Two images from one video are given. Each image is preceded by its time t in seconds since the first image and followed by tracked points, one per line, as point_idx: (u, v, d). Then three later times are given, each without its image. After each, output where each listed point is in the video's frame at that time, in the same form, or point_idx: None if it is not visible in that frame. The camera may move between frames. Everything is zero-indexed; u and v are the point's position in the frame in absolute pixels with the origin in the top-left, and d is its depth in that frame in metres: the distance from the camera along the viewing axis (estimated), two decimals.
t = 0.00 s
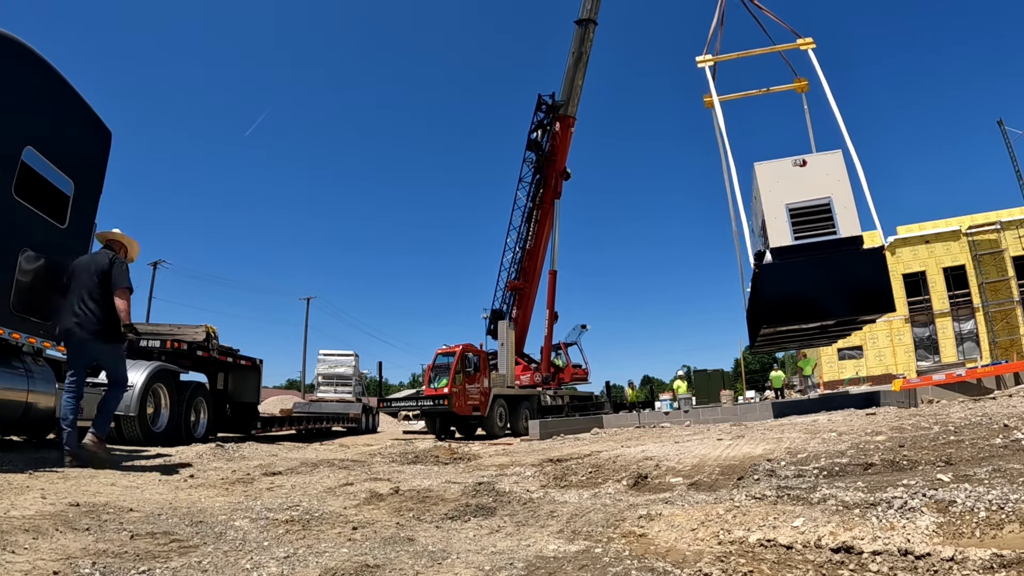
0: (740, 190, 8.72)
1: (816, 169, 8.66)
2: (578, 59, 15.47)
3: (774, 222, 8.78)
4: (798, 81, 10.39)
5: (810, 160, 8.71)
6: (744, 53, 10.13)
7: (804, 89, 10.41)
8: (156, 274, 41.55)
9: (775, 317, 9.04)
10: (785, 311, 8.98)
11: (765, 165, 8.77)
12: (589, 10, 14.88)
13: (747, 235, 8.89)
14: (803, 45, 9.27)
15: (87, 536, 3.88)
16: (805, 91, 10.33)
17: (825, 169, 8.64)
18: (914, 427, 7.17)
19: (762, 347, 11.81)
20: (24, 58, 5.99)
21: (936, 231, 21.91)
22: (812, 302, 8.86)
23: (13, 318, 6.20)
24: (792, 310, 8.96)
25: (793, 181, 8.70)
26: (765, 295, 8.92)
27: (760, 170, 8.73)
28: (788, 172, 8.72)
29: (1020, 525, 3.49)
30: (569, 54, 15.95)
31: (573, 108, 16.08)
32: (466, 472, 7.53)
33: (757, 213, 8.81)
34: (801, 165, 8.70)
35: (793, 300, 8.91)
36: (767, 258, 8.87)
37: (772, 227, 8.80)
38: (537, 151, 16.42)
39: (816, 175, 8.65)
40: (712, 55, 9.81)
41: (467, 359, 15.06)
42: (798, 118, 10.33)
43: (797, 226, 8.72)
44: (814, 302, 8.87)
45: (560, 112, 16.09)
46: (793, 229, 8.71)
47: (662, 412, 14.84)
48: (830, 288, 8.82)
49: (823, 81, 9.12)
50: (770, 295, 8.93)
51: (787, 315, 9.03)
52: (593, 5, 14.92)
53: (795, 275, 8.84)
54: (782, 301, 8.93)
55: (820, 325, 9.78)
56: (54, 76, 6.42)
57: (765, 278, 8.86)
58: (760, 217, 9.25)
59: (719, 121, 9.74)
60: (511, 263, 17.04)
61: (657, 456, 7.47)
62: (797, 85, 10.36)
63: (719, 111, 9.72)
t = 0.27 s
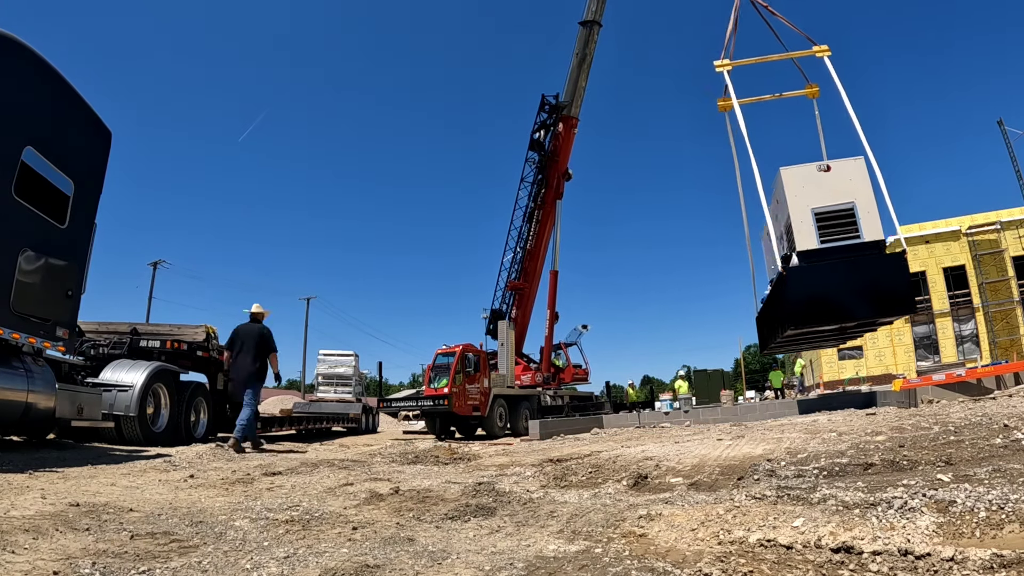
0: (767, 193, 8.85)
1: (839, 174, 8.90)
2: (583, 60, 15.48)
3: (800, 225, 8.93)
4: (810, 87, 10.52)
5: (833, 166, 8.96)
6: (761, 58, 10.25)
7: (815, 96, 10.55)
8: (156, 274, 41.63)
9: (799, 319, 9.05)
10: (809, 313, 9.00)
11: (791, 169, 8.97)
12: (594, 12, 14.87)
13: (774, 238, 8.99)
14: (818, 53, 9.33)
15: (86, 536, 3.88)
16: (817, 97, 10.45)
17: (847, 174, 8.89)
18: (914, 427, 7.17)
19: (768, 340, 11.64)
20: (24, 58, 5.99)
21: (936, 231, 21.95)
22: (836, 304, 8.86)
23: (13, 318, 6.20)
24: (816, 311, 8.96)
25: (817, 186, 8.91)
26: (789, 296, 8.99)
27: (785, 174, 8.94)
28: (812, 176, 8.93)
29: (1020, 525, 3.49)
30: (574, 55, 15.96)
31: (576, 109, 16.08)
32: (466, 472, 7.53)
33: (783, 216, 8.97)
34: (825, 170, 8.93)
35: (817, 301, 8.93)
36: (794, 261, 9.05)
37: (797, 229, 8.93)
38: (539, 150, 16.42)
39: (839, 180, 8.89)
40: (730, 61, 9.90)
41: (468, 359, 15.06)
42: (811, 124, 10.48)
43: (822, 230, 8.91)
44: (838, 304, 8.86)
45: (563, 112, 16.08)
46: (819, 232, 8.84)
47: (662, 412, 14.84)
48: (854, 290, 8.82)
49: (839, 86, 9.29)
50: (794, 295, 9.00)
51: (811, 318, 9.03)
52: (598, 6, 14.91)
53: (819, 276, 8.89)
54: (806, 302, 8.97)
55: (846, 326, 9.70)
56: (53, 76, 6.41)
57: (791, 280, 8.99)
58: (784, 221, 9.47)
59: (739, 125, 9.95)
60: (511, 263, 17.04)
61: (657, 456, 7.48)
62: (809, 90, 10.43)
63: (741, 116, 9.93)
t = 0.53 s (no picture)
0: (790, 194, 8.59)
1: (863, 176, 8.64)
2: (587, 62, 15.48)
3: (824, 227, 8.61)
4: (821, 92, 10.49)
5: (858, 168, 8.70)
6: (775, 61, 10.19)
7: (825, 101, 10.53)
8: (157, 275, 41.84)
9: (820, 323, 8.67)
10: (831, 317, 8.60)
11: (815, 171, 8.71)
12: (598, 13, 14.86)
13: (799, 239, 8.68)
14: (833, 58, 9.33)
15: (86, 536, 3.88)
16: (827, 102, 10.41)
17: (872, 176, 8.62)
18: (914, 427, 7.17)
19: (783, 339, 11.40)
20: (25, 58, 5.99)
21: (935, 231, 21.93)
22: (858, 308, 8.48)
23: (13, 318, 6.20)
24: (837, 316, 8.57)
25: (842, 187, 8.64)
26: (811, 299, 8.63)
27: (811, 176, 8.67)
28: (837, 178, 8.66)
29: (1020, 525, 3.49)
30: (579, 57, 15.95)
31: (579, 111, 16.08)
32: (466, 472, 7.53)
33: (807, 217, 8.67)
34: (849, 172, 8.68)
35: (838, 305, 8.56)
36: (821, 262, 8.66)
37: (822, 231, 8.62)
38: (541, 151, 16.42)
39: (864, 182, 8.63)
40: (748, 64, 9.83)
41: (468, 359, 15.05)
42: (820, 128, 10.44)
43: (848, 230, 8.58)
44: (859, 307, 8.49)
45: (566, 114, 16.08)
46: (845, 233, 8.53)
47: (662, 412, 14.84)
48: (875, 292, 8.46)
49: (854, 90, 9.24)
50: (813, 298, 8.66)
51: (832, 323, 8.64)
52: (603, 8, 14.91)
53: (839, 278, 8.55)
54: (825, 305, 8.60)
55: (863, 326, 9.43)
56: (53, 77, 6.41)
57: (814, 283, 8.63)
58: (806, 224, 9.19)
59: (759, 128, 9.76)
60: (511, 263, 17.04)
61: (657, 456, 7.48)
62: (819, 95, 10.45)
63: (761, 117, 9.76)
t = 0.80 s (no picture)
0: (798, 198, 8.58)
1: (871, 182, 8.65)
2: (590, 63, 15.48)
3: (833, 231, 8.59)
4: (822, 98, 10.48)
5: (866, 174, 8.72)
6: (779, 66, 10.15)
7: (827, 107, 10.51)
8: (157, 274, 41.87)
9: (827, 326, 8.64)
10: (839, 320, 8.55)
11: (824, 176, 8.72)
12: (601, 15, 14.85)
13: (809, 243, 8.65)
14: (838, 66, 9.32)
15: (86, 536, 3.88)
16: (829, 107, 10.39)
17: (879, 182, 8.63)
18: (914, 427, 7.17)
19: (784, 340, 11.35)
20: (25, 58, 5.99)
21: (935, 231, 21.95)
22: (865, 312, 8.46)
23: (13, 317, 6.20)
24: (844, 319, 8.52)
25: (850, 193, 8.65)
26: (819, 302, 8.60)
27: (820, 181, 8.69)
28: (845, 184, 8.68)
29: (1020, 525, 3.49)
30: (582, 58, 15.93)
31: (581, 112, 16.08)
32: (466, 472, 7.54)
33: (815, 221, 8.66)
34: (858, 178, 8.70)
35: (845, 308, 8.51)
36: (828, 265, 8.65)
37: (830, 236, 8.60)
38: (543, 151, 16.40)
39: (872, 188, 8.64)
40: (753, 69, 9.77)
41: (468, 359, 15.03)
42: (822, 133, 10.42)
43: (856, 235, 8.57)
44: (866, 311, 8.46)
45: (567, 114, 16.09)
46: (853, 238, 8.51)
47: (662, 412, 14.83)
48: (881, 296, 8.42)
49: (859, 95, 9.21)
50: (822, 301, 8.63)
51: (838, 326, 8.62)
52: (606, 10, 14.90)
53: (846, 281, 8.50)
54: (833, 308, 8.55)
55: (867, 329, 9.40)
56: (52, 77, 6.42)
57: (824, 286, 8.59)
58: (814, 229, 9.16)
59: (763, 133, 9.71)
60: (511, 263, 17.04)
61: (657, 456, 7.49)
62: (820, 101, 10.43)
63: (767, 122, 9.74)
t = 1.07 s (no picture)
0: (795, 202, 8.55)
1: (865, 189, 8.67)
2: (591, 65, 15.49)
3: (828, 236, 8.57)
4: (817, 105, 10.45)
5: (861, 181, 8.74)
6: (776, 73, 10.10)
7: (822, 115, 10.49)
8: (157, 274, 41.79)
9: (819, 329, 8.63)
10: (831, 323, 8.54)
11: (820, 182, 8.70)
12: (602, 17, 14.84)
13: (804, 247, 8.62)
14: (834, 74, 9.33)
15: (87, 535, 3.88)
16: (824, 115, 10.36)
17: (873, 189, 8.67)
18: (914, 427, 7.17)
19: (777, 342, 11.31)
20: (26, 59, 6.01)
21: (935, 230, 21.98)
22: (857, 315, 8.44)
23: (12, 318, 6.20)
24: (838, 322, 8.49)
25: (845, 199, 8.66)
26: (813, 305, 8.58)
27: (816, 186, 8.66)
28: (840, 190, 8.68)
29: (1020, 525, 3.49)
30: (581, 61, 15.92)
31: (582, 113, 16.08)
32: (466, 472, 7.54)
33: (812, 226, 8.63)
34: (853, 184, 8.71)
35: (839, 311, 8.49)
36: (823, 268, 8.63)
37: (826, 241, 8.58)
38: (544, 151, 16.40)
39: (866, 195, 8.66)
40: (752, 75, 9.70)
41: (468, 359, 15.02)
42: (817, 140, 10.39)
43: (851, 240, 8.57)
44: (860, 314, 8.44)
45: (568, 114, 16.09)
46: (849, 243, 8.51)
47: (662, 412, 14.83)
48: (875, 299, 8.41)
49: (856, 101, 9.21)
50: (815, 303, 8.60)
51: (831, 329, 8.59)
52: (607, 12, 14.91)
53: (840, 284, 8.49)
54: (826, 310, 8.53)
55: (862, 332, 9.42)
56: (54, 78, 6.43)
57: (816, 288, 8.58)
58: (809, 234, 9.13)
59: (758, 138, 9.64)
60: (511, 263, 17.04)
61: (657, 456, 7.49)
62: (815, 108, 10.40)
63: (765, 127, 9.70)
